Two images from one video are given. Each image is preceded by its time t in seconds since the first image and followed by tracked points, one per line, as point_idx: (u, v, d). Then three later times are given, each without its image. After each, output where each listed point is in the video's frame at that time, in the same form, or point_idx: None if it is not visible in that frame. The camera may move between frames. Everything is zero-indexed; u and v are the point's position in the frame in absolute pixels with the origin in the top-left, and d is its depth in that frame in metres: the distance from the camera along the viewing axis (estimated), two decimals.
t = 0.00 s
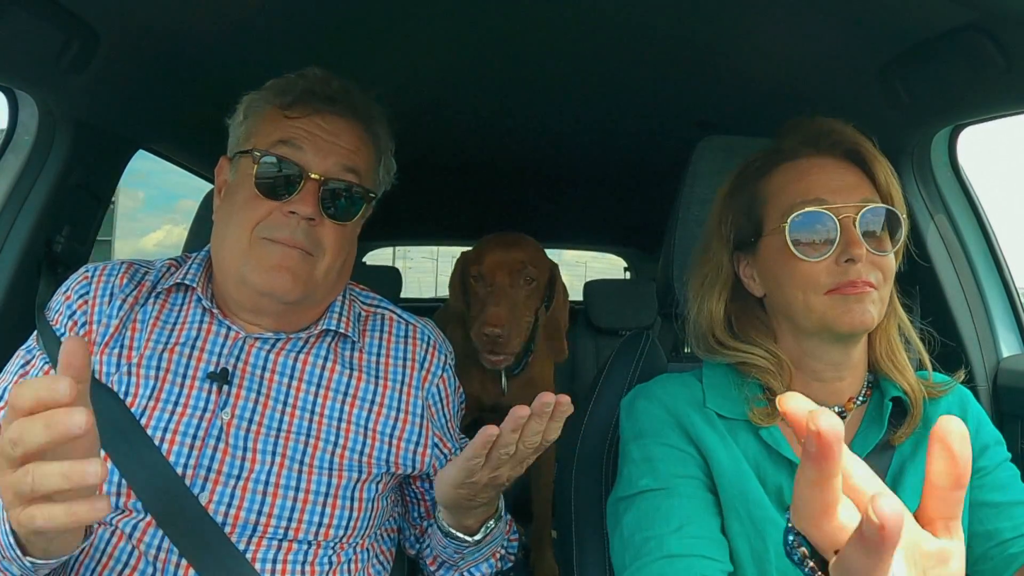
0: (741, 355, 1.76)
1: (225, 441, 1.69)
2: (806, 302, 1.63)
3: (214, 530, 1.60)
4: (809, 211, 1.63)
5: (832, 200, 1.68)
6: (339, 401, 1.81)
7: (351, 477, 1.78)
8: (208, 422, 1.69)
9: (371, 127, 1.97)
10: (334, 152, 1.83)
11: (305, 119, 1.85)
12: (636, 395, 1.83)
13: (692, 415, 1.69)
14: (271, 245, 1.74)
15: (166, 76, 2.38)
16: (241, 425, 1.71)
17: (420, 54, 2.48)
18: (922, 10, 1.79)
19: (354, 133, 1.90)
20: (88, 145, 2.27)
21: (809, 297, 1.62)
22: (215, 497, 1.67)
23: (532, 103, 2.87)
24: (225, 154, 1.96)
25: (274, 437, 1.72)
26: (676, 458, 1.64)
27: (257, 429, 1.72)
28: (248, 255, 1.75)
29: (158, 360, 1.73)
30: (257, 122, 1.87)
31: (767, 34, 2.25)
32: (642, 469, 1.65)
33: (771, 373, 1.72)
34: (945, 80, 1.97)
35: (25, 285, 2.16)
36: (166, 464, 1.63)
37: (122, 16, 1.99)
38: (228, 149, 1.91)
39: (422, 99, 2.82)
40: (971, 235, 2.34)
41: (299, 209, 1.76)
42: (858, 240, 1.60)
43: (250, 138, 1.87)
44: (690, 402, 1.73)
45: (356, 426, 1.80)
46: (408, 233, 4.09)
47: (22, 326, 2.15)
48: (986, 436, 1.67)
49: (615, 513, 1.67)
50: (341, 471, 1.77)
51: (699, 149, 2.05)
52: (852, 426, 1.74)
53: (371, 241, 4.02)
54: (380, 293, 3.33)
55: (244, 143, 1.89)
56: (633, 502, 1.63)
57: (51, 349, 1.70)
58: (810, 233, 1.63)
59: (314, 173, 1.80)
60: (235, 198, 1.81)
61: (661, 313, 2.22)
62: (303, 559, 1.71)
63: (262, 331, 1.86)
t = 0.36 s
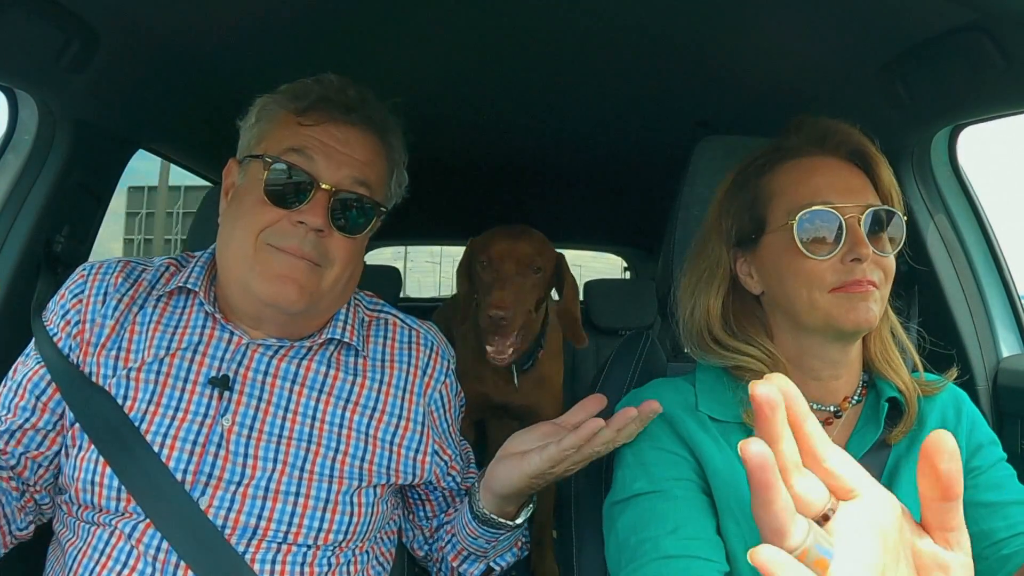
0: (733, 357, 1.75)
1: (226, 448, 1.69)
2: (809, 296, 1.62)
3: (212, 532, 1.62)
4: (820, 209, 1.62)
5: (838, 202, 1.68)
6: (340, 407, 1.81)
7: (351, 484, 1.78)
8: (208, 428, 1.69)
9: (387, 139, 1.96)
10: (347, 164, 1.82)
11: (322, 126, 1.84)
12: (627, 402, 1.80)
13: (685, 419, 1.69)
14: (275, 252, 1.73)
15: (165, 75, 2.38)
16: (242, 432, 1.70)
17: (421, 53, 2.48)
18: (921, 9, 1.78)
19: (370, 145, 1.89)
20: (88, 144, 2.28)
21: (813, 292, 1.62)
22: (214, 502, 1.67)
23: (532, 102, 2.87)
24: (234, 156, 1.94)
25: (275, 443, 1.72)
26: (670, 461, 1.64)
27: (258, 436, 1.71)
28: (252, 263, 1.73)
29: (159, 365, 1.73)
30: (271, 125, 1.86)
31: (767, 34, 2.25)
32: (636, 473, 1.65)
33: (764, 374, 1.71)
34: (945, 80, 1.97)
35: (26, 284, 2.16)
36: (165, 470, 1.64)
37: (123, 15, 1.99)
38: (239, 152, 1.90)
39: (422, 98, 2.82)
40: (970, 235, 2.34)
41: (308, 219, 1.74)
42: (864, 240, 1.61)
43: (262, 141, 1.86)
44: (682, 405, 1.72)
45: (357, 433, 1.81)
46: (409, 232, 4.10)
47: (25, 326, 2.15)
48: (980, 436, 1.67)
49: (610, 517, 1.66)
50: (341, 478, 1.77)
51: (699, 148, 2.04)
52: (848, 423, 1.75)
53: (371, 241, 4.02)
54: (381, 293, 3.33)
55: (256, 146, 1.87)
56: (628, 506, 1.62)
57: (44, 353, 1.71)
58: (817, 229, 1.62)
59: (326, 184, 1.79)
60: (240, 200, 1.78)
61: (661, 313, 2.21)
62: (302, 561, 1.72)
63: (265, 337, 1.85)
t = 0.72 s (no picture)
0: (731, 356, 1.75)
1: (219, 453, 1.69)
2: (802, 295, 1.62)
3: (204, 534, 1.63)
4: (808, 206, 1.63)
5: (830, 200, 1.67)
6: (335, 411, 1.81)
7: (346, 487, 1.78)
8: (201, 433, 1.69)
9: (381, 138, 1.92)
10: (338, 168, 1.79)
11: (310, 129, 1.81)
12: (623, 409, 1.80)
13: (679, 423, 1.69)
14: (264, 258, 1.73)
15: (165, 75, 2.38)
16: (235, 437, 1.71)
17: (421, 52, 2.48)
18: (921, 9, 1.78)
19: (360, 146, 1.85)
20: (88, 143, 2.27)
21: (806, 291, 1.62)
22: (208, 509, 1.68)
23: (533, 102, 2.86)
24: (227, 158, 1.91)
25: (269, 448, 1.73)
26: (666, 469, 1.65)
27: (251, 441, 1.72)
28: (240, 268, 1.73)
29: (152, 369, 1.73)
30: (261, 127, 1.83)
31: (767, 33, 2.25)
32: (634, 480, 1.66)
33: (759, 374, 1.71)
34: (946, 79, 1.96)
35: (26, 283, 2.16)
36: (159, 475, 1.64)
37: (122, 14, 1.99)
38: (231, 154, 1.87)
39: (422, 98, 2.82)
40: (970, 235, 2.34)
41: (296, 226, 1.72)
42: (855, 237, 1.61)
43: (251, 144, 1.84)
44: (676, 410, 1.72)
45: (353, 437, 1.81)
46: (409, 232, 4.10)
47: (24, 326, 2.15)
48: (978, 437, 1.66)
49: (611, 525, 1.67)
50: (335, 481, 1.77)
51: (698, 148, 2.04)
52: (847, 422, 1.72)
53: (371, 240, 4.02)
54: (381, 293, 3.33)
55: (244, 149, 1.85)
56: (628, 513, 1.63)
57: (36, 357, 1.71)
58: (809, 227, 1.63)
59: (315, 190, 1.76)
60: (231, 205, 1.78)
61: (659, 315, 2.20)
62: (297, 559, 1.73)
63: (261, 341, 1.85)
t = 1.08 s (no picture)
0: (730, 354, 1.75)
1: (219, 454, 1.70)
2: (797, 292, 1.63)
3: (204, 535, 1.63)
4: (803, 205, 1.64)
5: (824, 198, 1.67)
6: (335, 411, 1.81)
7: (346, 489, 1.78)
8: (200, 435, 1.70)
9: (376, 133, 1.91)
10: (331, 165, 1.79)
11: (302, 126, 1.80)
12: (621, 408, 1.80)
13: (677, 422, 1.69)
14: (258, 258, 1.73)
15: (164, 74, 2.37)
16: (235, 438, 1.71)
17: (421, 52, 2.48)
18: (922, 9, 1.78)
19: (355, 142, 1.84)
20: (88, 143, 2.28)
21: (801, 288, 1.62)
22: (208, 508, 1.68)
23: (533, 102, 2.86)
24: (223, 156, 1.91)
25: (269, 450, 1.73)
26: (664, 467, 1.65)
27: (251, 442, 1.72)
28: (234, 269, 1.73)
29: (151, 370, 1.73)
30: (255, 125, 1.83)
31: (767, 33, 2.25)
32: (632, 479, 1.66)
33: (757, 371, 1.71)
34: (946, 79, 1.96)
35: (26, 283, 2.16)
36: (159, 476, 1.64)
37: (122, 14, 1.99)
38: (227, 152, 1.87)
39: (422, 99, 2.82)
40: (970, 234, 2.34)
41: (288, 226, 1.72)
42: (850, 234, 1.61)
43: (246, 142, 1.83)
44: (674, 408, 1.72)
45: (353, 438, 1.81)
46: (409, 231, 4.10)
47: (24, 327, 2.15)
48: (979, 434, 1.66)
49: (609, 523, 1.67)
50: (336, 483, 1.77)
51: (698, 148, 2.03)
52: (845, 420, 1.72)
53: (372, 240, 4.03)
54: (381, 292, 3.33)
55: (239, 147, 1.85)
56: (627, 511, 1.63)
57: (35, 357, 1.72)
58: (804, 226, 1.63)
59: (308, 187, 1.76)
60: (225, 202, 1.78)
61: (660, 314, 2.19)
62: (297, 560, 1.73)
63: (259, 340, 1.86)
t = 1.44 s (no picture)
0: (725, 352, 1.77)
1: (219, 459, 1.70)
2: (775, 301, 1.65)
3: (203, 539, 1.63)
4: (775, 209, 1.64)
5: (800, 201, 1.68)
6: (335, 416, 1.81)
7: (346, 494, 1.78)
8: (200, 439, 1.70)
9: (375, 133, 1.91)
10: (329, 167, 1.78)
11: (300, 127, 1.79)
12: (619, 408, 1.80)
13: (674, 423, 1.68)
14: (256, 263, 1.73)
15: (164, 74, 2.38)
16: (234, 443, 1.71)
17: (420, 53, 2.48)
18: (921, 10, 1.78)
19: (354, 143, 1.84)
20: (88, 143, 2.28)
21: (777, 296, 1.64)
22: (208, 514, 1.68)
23: (533, 102, 2.86)
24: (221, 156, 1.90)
25: (268, 454, 1.73)
26: (660, 467, 1.65)
27: (251, 447, 1.72)
28: (232, 273, 1.73)
29: (149, 374, 1.73)
30: (252, 125, 1.82)
31: (767, 33, 2.25)
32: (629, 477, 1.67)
33: (750, 370, 1.73)
34: (946, 80, 1.96)
35: (26, 284, 2.16)
36: (158, 482, 1.65)
37: (122, 14, 1.99)
38: (225, 152, 1.87)
39: (422, 99, 2.82)
40: (970, 234, 2.35)
41: (287, 229, 1.72)
42: (823, 238, 1.61)
43: (244, 142, 1.83)
44: (671, 409, 1.72)
45: (353, 442, 1.81)
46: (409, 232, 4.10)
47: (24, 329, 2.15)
48: (978, 433, 1.66)
49: (607, 522, 1.68)
50: (336, 488, 1.77)
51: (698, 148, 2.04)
52: (842, 418, 1.72)
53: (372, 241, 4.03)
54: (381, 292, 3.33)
55: (237, 147, 1.84)
56: (624, 510, 1.64)
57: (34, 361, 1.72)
58: (778, 230, 1.64)
59: (307, 190, 1.75)
60: (223, 203, 1.77)
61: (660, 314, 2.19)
62: (297, 563, 1.73)
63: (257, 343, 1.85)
